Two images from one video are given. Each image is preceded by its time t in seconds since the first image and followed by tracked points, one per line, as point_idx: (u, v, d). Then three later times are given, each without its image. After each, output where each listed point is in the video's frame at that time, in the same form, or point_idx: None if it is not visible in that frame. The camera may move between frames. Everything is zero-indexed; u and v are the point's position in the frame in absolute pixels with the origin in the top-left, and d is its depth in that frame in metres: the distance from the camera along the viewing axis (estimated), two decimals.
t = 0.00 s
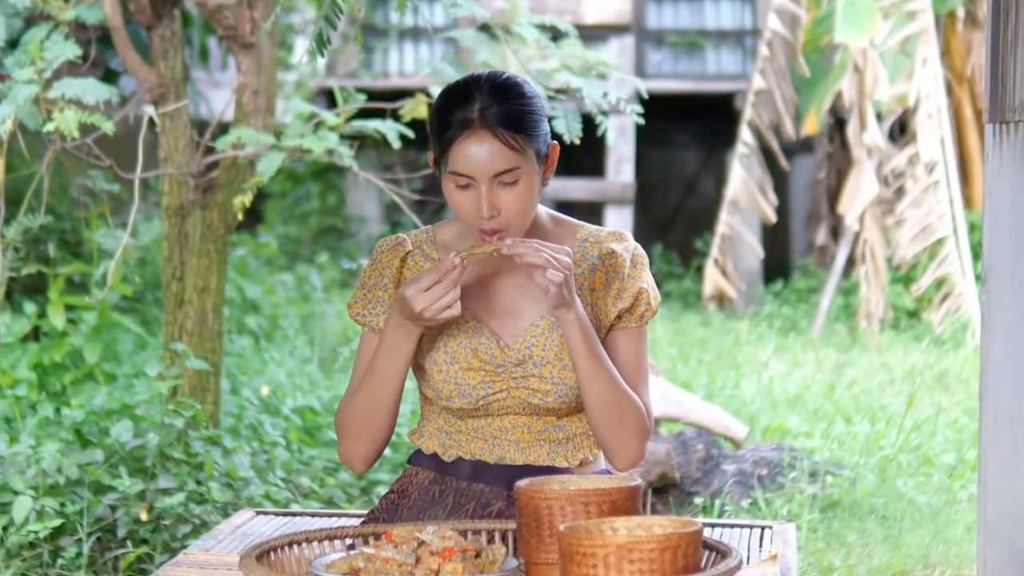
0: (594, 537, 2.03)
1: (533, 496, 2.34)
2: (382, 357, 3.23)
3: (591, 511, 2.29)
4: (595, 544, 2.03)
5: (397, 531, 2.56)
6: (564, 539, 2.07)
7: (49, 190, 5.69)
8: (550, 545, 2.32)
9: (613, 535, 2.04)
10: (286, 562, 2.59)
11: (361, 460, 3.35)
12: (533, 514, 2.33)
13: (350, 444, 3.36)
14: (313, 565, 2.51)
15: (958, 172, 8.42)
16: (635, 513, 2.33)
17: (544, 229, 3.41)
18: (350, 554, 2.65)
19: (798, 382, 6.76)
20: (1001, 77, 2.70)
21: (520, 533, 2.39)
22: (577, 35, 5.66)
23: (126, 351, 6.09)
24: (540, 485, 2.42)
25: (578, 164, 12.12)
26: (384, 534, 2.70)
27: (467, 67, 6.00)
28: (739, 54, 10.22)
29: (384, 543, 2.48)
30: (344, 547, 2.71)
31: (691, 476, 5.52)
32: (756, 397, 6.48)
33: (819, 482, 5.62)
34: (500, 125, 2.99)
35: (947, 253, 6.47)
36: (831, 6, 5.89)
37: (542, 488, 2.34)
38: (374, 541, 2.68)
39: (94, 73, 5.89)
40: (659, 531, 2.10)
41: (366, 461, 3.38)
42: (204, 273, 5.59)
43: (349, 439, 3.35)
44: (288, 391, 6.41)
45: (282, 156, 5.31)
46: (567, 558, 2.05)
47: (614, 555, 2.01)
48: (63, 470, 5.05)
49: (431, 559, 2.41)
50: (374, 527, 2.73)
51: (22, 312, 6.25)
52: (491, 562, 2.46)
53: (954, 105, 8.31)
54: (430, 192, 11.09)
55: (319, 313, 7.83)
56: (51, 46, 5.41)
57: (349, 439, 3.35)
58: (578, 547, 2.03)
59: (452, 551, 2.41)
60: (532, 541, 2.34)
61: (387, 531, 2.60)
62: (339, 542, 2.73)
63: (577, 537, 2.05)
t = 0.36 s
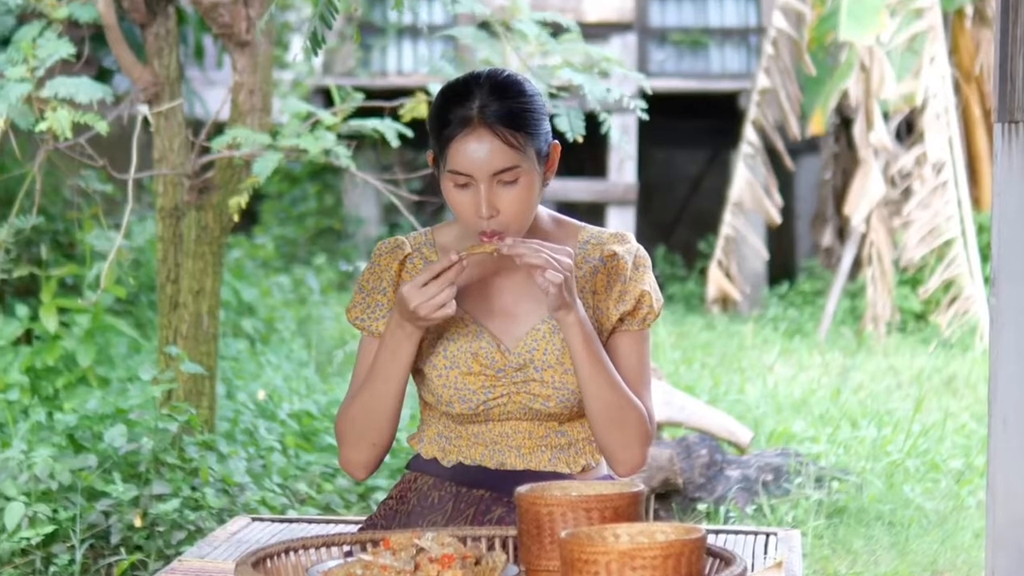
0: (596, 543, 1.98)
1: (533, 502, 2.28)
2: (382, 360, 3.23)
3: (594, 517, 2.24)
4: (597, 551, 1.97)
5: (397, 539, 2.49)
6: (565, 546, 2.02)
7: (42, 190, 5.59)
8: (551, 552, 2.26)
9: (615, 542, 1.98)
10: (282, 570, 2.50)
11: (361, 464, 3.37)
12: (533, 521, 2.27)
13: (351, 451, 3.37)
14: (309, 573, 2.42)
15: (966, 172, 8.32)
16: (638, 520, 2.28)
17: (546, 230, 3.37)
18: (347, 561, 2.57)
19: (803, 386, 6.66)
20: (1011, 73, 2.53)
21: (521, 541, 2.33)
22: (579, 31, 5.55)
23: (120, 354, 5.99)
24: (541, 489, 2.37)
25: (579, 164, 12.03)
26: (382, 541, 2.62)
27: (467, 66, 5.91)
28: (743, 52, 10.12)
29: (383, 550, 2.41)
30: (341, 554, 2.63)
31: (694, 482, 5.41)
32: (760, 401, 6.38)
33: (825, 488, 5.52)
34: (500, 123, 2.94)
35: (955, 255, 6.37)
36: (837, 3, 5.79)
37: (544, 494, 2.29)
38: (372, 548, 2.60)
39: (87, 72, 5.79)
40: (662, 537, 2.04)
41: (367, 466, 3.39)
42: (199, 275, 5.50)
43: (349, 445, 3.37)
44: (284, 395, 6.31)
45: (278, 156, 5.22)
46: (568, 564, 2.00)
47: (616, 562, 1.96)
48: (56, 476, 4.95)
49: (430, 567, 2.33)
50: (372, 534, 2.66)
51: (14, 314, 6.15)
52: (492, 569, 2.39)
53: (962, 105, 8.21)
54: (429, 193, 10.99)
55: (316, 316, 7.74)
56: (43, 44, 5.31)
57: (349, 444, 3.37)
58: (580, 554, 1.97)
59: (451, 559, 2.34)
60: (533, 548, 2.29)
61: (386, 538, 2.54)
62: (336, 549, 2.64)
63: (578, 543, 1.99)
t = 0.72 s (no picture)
0: (597, 551, 1.94)
1: (534, 508, 2.26)
2: (382, 364, 3.15)
3: (595, 524, 2.21)
4: (598, 558, 1.93)
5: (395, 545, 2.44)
6: (566, 552, 1.97)
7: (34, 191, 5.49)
8: (552, 558, 2.24)
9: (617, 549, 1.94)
10: None
11: (360, 471, 3.28)
12: (534, 526, 2.25)
13: (350, 456, 3.29)
14: None
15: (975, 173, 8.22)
16: (641, 526, 2.25)
17: (547, 233, 3.33)
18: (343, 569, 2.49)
19: (808, 390, 6.56)
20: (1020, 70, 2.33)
21: (523, 547, 2.31)
22: (580, 31, 5.44)
23: (114, 358, 5.89)
24: (542, 496, 2.34)
25: (580, 165, 11.94)
26: (380, 547, 2.54)
27: (467, 65, 5.82)
28: (747, 50, 10.05)
29: (380, 557, 2.36)
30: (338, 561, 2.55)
31: (698, 489, 5.29)
32: (765, 406, 6.28)
33: (831, 494, 5.41)
34: (500, 123, 2.92)
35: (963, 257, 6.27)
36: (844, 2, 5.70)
37: (545, 501, 2.26)
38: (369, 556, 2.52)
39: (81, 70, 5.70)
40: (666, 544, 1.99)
41: (366, 473, 3.30)
42: (194, 278, 5.40)
43: (348, 451, 3.28)
44: (281, 400, 6.21)
45: (275, 156, 5.12)
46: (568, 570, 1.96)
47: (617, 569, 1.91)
48: (47, 482, 4.85)
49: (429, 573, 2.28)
50: (371, 540, 2.58)
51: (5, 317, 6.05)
52: None
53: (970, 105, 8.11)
54: (429, 195, 10.90)
55: (313, 319, 7.64)
56: (35, 42, 5.21)
57: (348, 451, 3.28)
58: (580, 560, 1.93)
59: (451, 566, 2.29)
60: (534, 554, 2.26)
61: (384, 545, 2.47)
62: (333, 556, 2.56)
63: (580, 550, 1.95)
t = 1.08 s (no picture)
0: (601, 559, 1.82)
1: (535, 514, 2.13)
2: (380, 366, 3.07)
3: (597, 532, 2.08)
4: (602, 567, 1.82)
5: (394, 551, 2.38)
6: (569, 560, 1.86)
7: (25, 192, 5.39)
8: (554, 566, 2.10)
9: (621, 557, 1.83)
10: None
11: (357, 475, 3.18)
12: (535, 534, 2.12)
13: (347, 459, 3.19)
14: None
15: (984, 174, 8.12)
16: (646, 533, 2.13)
17: (548, 234, 3.28)
18: None
19: (815, 394, 6.45)
20: None
21: (522, 555, 2.18)
22: (583, 30, 5.31)
23: (107, 362, 5.79)
24: (541, 504, 2.21)
25: (581, 166, 11.85)
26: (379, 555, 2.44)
27: (466, 63, 5.71)
28: (752, 49, 9.96)
29: (378, 566, 2.32)
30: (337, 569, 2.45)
31: (702, 494, 5.21)
32: (770, 411, 6.18)
33: (837, 501, 5.31)
34: (498, 134, 2.86)
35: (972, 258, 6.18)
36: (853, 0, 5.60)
37: (544, 508, 2.13)
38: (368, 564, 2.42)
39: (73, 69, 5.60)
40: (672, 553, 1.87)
41: (363, 476, 3.21)
42: (189, 280, 5.30)
43: (345, 453, 3.19)
44: (277, 404, 6.11)
45: (271, 157, 5.02)
46: None
47: None
48: (39, 488, 4.75)
49: None
50: (369, 547, 2.48)
51: None
52: None
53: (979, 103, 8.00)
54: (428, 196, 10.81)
55: (309, 323, 7.55)
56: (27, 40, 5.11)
57: (344, 454, 3.19)
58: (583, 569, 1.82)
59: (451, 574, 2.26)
60: (534, 562, 2.14)
61: (385, 552, 2.39)
62: (331, 563, 2.46)
63: (582, 558, 1.84)
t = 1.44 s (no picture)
0: (602, 564, 1.78)
1: (536, 521, 2.11)
2: (376, 373, 3.06)
3: (600, 538, 2.07)
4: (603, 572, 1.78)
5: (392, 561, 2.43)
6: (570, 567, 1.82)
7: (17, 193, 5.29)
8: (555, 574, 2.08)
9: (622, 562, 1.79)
10: None
11: (352, 481, 3.17)
12: (536, 541, 2.10)
13: (340, 466, 3.18)
14: None
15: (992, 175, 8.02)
16: (648, 541, 2.11)
17: (548, 239, 3.25)
18: None
19: (821, 399, 6.35)
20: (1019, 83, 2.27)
21: (523, 564, 2.15)
22: (584, 28, 5.21)
23: (100, 366, 5.69)
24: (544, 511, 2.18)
25: (583, 166, 11.79)
26: (377, 564, 2.44)
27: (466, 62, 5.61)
28: (757, 47, 9.91)
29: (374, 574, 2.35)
30: None
31: (706, 501, 5.12)
32: (776, 415, 6.08)
33: (844, 507, 5.20)
34: (495, 142, 2.85)
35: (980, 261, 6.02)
36: None
37: (545, 513, 2.12)
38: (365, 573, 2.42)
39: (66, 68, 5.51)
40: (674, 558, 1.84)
41: (357, 482, 3.19)
42: (183, 282, 5.20)
43: (339, 457, 3.17)
44: (273, 409, 6.01)
45: (267, 157, 4.92)
46: None
47: None
48: (31, 494, 4.64)
49: None
50: (365, 555, 2.48)
51: None
52: None
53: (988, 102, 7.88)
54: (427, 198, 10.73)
55: (306, 326, 7.46)
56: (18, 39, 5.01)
57: (339, 459, 3.18)
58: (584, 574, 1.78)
59: None
60: (536, 569, 2.11)
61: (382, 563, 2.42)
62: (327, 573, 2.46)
63: (583, 564, 1.80)
